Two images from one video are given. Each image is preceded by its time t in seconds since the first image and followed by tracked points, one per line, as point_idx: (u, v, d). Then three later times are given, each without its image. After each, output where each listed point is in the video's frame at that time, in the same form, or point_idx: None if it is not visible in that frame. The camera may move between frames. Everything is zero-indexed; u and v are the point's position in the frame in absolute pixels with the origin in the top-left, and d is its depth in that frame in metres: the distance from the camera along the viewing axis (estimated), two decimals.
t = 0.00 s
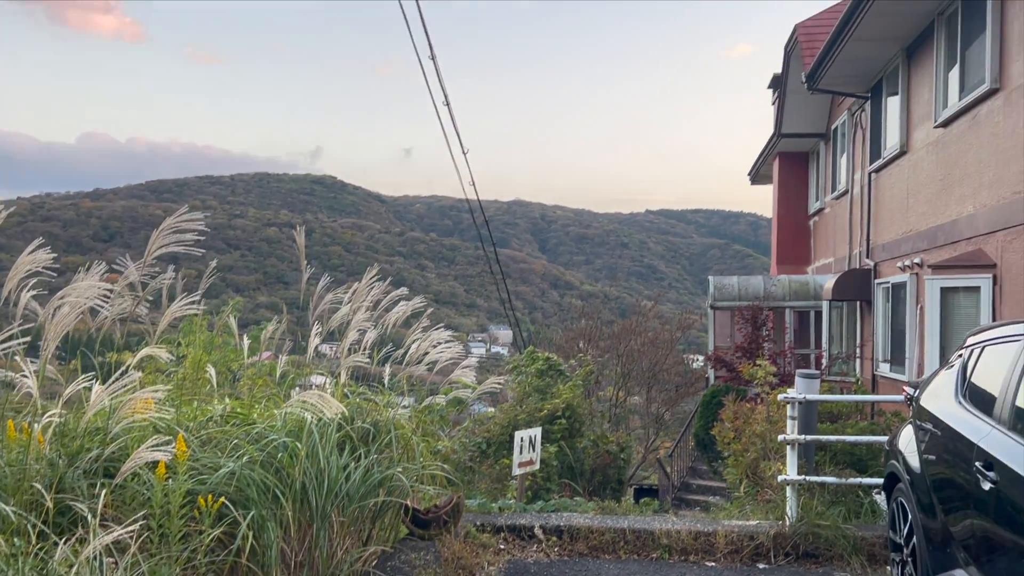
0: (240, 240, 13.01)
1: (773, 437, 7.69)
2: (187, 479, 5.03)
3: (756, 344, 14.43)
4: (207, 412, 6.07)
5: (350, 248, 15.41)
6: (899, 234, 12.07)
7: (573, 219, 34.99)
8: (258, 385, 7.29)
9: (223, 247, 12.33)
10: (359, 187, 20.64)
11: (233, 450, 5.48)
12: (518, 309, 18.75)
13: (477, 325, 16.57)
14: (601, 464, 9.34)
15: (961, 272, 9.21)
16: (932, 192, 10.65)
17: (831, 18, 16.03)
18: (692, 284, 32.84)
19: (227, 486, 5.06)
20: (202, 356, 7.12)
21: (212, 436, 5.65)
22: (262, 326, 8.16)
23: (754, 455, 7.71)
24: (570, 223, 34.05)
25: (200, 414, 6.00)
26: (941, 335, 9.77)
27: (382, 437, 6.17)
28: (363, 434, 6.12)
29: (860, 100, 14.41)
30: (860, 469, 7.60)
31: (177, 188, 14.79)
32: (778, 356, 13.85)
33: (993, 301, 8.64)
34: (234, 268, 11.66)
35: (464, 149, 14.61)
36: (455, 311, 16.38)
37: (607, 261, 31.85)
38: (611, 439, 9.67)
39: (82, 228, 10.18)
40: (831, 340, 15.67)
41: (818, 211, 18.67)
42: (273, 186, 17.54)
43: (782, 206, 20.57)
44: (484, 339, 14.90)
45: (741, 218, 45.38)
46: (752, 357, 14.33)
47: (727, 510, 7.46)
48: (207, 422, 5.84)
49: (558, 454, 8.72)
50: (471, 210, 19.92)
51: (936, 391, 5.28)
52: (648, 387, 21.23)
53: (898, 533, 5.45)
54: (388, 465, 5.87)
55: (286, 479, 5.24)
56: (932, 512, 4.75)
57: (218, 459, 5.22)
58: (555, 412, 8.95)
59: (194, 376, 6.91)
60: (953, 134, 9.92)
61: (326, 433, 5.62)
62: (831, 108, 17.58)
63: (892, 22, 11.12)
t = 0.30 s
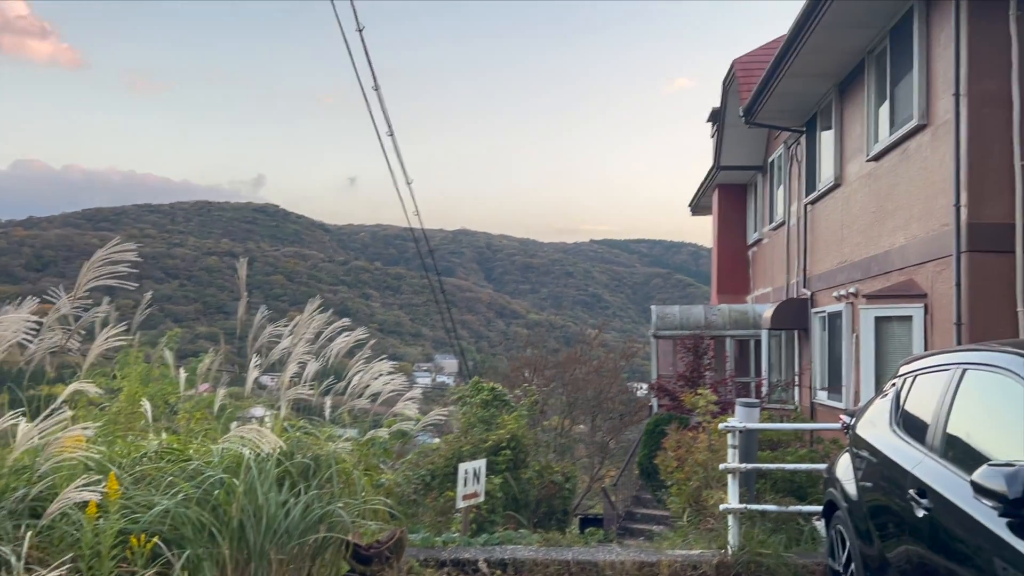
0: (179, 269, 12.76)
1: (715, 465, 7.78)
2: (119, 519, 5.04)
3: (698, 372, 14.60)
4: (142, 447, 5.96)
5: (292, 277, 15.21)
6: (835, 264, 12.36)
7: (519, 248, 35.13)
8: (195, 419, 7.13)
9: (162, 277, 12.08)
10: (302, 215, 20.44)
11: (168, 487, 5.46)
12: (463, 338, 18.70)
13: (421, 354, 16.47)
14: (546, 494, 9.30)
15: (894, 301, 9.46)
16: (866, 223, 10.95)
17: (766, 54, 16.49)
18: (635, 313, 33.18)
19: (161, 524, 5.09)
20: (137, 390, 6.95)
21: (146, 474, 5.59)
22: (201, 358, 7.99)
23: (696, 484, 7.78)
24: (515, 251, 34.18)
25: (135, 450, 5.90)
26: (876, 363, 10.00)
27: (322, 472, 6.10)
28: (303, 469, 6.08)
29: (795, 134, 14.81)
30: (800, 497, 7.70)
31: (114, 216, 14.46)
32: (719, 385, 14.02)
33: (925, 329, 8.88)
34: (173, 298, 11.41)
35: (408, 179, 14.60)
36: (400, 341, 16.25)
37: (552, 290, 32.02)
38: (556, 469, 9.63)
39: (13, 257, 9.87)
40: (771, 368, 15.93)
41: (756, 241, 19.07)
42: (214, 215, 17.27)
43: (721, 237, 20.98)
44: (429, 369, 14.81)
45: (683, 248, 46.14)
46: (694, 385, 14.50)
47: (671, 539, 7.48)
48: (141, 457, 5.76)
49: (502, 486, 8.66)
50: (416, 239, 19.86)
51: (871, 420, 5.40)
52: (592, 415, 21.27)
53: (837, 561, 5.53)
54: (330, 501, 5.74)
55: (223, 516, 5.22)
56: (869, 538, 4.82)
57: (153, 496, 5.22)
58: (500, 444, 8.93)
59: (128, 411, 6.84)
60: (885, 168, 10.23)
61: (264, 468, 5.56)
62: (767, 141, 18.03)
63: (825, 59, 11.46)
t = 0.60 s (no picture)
0: (115, 295, 12.46)
1: (656, 492, 7.83)
2: (46, 556, 5.16)
3: (640, 399, 14.71)
4: (72, 481, 5.93)
5: (232, 303, 14.96)
6: (772, 291, 12.62)
7: (464, 273, 35.14)
8: (129, 451, 6.99)
9: (96, 303, 11.78)
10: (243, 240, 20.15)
11: (98, 523, 5.55)
12: (407, 365, 18.59)
13: (364, 382, 16.33)
14: (490, 523, 9.23)
15: (830, 329, 9.68)
16: (801, 252, 11.21)
17: (705, 87, 16.85)
18: (579, 339, 33.42)
19: (89, 562, 5.22)
20: (68, 421, 6.78)
21: (75, 509, 5.64)
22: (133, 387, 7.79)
23: (638, 511, 7.85)
24: (460, 277, 34.17)
25: (64, 483, 5.89)
26: (812, 389, 10.22)
27: (259, 506, 6.12)
28: (239, 502, 6.09)
29: (734, 164, 15.13)
30: (740, 522, 7.80)
31: (47, 240, 14.08)
32: (661, 411, 14.15)
33: (858, 356, 9.11)
34: (108, 325, 11.14)
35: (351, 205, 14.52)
36: (343, 368, 16.08)
37: (497, 316, 32.07)
38: (499, 497, 9.55)
39: None
40: (712, 394, 16.15)
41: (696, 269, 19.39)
42: (152, 239, 16.93)
43: (663, 265, 21.28)
44: (372, 398, 14.68)
45: (626, 274, 46.72)
46: (637, 412, 14.60)
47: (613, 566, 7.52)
48: (70, 492, 5.77)
49: (445, 516, 8.56)
50: (360, 265, 19.74)
51: (807, 446, 5.50)
52: (537, 442, 21.43)
53: None
54: (266, 534, 5.89)
55: (156, 552, 5.42)
56: (806, 563, 4.90)
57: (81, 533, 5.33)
58: (443, 472, 8.79)
59: (59, 443, 6.68)
60: (819, 199, 10.51)
61: (199, 502, 5.74)
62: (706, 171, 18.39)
63: (761, 92, 11.76)
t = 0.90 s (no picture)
0: (43, 318, 12.09)
1: (596, 517, 7.86)
2: None
3: (580, 423, 14.76)
4: None
5: (166, 326, 14.63)
6: (709, 315, 12.82)
7: (406, 296, 34.99)
8: (55, 480, 6.82)
9: (23, 327, 11.41)
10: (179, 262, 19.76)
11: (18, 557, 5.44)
12: (347, 389, 18.40)
13: (303, 407, 16.11)
14: (430, 550, 9.13)
15: (765, 352, 9.87)
16: (737, 278, 11.43)
17: (644, 115, 17.14)
18: (521, 363, 33.47)
19: None
20: None
21: None
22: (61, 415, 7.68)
23: (578, 536, 7.86)
24: (403, 300, 33.96)
25: None
26: (747, 412, 10.38)
27: (193, 536, 5.99)
28: (171, 533, 6.00)
29: (672, 191, 15.39)
30: (678, 545, 7.86)
31: None
32: (601, 435, 14.20)
33: (792, 379, 9.30)
34: (36, 349, 10.80)
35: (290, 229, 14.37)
36: (281, 393, 15.84)
37: (439, 339, 31.94)
38: (440, 523, 9.42)
39: None
40: (651, 418, 16.31)
41: (636, 294, 19.62)
42: (84, 261, 16.51)
43: (603, 290, 21.48)
44: (311, 423, 14.47)
45: (568, 298, 47.07)
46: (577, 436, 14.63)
47: None
48: None
49: (384, 544, 8.40)
50: (299, 288, 19.51)
51: (743, 469, 5.58)
52: (477, 466, 21.10)
53: None
54: (197, 567, 5.80)
55: None
56: None
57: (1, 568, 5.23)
58: (382, 500, 8.66)
59: None
60: (754, 225, 10.74)
61: (129, 533, 5.68)
62: (645, 198, 18.67)
63: (699, 121, 12.00)
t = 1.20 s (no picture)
0: None
1: (534, 539, 7.87)
2: None
3: (520, 445, 14.74)
4: None
5: (96, 347, 14.23)
6: (647, 337, 12.96)
7: (345, 316, 34.64)
8: None
9: None
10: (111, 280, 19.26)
11: None
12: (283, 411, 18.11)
13: (237, 430, 15.80)
14: None
15: (701, 373, 10.01)
16: (674, 300, 11.60)
17: (584, 138, 17.34)
18: (462, 383, 33.35)
19: None
20: None
21: None
22: None
23: (516, 559, 7.87)
24: (342, 320, 33.59)
25: None
26: (684, 433, 10.50)
27: (117, 565, 6.06)
28: (94, 562, 6.04)
29: (611, 214, 15.57)
30: (615, 566, 7.89)
31: None
32: (540, 456, 14.20)
33: (727, 401, 9.45)
34: None
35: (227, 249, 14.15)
36: (214, 415, 15.52)
37: (379, 359, 31.64)
38: (377, 548, 9.25)
39: None
40: (590, 439, 16.39)
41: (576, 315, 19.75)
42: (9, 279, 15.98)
43: (543, 311, 21.57)
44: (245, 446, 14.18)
45: (509, 319, 47.15)
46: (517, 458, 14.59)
47: None
48: None
49: (319, 569, 8.27)
50: (235, 309, 19.17)
51: (678, 491, 5.64)
52: (418, 490, 18.71)
53: None
54: None
55: None
56: None
57: None
58: (318, 525, 8.51)
59: None
60: (691, 249, 10.92)
61: (51, 564, 5.74)
62: (585, 220, 18.86)
63: (636, 146, 12.19)
